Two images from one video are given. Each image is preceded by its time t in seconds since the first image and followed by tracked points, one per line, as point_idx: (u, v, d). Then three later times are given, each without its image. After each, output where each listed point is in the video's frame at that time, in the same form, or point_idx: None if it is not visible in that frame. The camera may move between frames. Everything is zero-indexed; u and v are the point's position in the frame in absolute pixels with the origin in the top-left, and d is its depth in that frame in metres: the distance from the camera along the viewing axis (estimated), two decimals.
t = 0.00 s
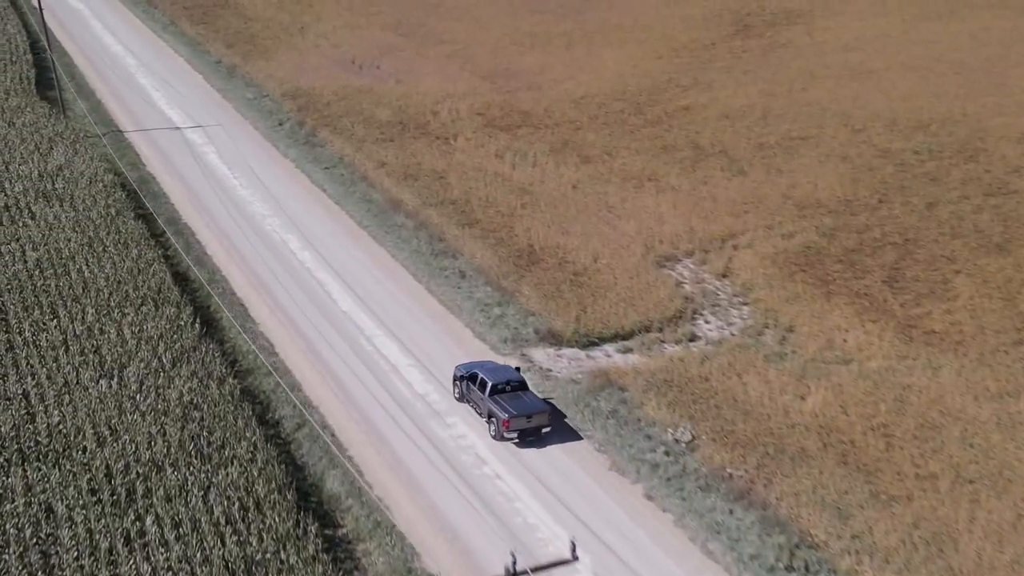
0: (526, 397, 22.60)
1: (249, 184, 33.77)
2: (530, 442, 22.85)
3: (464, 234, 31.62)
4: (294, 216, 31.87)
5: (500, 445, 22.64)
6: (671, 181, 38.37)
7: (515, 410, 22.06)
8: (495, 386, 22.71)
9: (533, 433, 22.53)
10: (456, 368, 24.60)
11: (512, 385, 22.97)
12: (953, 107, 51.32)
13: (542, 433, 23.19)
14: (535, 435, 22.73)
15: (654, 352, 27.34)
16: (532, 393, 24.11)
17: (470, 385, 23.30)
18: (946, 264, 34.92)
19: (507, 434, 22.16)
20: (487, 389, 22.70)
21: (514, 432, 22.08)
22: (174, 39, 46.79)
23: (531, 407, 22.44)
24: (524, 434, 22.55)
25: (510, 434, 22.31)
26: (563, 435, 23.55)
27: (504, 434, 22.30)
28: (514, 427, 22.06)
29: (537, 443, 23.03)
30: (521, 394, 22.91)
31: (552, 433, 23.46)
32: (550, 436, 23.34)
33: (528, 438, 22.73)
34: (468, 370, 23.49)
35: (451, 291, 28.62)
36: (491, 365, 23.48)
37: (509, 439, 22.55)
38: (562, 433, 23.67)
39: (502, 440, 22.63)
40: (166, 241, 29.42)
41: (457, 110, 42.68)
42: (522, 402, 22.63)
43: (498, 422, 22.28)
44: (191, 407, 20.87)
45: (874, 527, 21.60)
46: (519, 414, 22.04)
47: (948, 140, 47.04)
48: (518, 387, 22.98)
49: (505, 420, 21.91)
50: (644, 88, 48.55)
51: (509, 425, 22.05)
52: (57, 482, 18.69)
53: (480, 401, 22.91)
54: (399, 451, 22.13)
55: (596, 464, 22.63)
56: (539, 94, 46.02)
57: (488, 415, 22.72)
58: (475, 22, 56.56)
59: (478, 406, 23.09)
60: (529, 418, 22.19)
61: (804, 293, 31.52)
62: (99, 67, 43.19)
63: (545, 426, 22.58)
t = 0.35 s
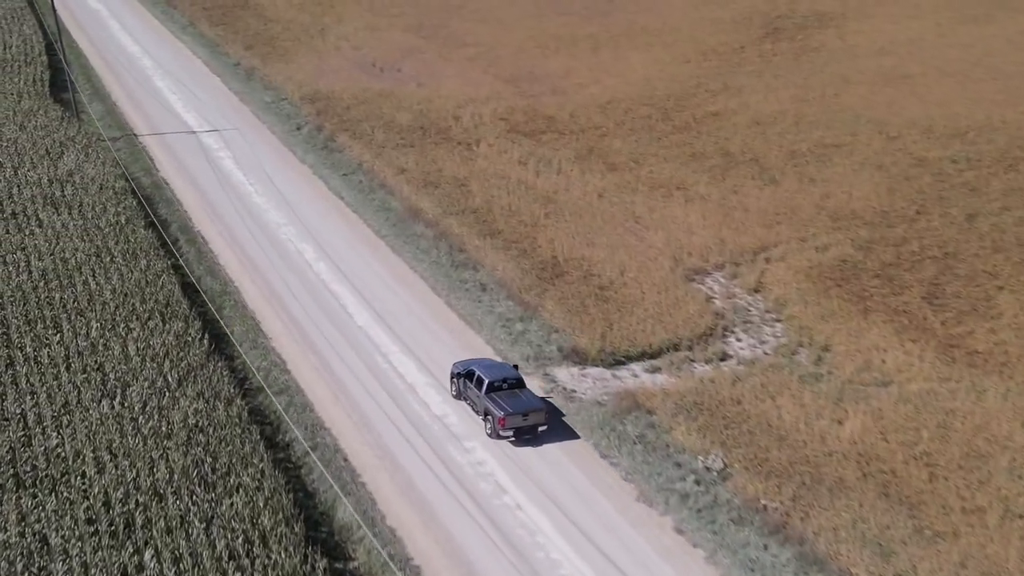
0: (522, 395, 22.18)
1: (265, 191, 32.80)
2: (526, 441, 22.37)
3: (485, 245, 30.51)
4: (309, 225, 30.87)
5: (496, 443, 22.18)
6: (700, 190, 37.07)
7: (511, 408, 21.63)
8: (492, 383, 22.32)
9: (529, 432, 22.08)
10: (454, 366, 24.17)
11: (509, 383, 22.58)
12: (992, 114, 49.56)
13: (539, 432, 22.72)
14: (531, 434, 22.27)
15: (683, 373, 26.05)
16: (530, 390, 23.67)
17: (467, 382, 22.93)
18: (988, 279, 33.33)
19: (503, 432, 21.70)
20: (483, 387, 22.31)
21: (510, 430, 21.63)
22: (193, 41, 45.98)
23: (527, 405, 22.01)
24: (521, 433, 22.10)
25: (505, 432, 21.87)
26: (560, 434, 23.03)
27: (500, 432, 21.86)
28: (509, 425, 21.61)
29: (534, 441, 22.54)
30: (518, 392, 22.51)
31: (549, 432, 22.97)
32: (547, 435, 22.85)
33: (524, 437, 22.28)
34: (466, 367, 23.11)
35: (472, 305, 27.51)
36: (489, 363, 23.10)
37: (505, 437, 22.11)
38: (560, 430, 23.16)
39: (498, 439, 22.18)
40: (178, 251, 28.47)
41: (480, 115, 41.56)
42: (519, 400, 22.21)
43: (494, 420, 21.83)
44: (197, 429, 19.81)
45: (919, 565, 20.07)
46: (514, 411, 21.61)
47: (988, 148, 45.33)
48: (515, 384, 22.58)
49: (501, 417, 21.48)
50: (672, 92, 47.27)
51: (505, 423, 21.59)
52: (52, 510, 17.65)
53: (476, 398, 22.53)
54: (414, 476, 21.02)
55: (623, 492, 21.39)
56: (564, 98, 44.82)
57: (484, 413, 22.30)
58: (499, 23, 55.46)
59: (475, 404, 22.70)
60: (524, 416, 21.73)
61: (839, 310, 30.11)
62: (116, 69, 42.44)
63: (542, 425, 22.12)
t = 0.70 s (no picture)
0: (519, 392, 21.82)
1: (278, 197, 31.92)
2: (523, 438, 22.04)
3: (505, 256, 29.48)
4: (324, 233, 29.97)
5: (492, 440, 21.87)
6: (727, 199, 35.88)
7: (507, 406, 21.27)
8: (489, 380, 21.93)
9: (526, 430, 21.74)
10: (453, 362, 23.84)
11: (506, 380, 22.19)
12: None
13: (537, 429, 22.41)
14: (528, 431, 21.95)
15: (711, 393, 24.88)
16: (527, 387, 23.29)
17: (464, 379, 22.60)
18: None
19: (499, 430, 21.38)
20: (480, 384, 21.93)
21: (506, 428, 21.29)
22: (210, 42, 45.19)
23: (524, 403, 21.64)
24: (517, 431, 21.76)
25: (502, 430, 21.54)
26: (558, 430, 22.71)
27: (496, 430, 21.52)
28: (505, 423, 21.25)
29: (531, 439, 22.22)
30: (515, 389, 22.12)
31: (546, 430, 22.63)
32: (544, 433, 22.49)
33: (521, 434, 21.97)
34: (463, 364, 22.75)
35: (491, 319, 26.47)
36: (486, 360, 22.72)
37: (501, 434, 21.80)
38: (557, 427, 22.83)
39: (495, 436, 21.88)
40: (187, 260, 27.60)
41: (500, 120, 40.52)
42: (516, 397, 21.85)
43: (490, 418, 21.48)
44: (200, 452, 18.87)
45: None
46: (510, 410, 21.25)
47: None
48: (512, 381, 22.20)
49: (496, 415, 21.13)
50: (698, 97, 46.07)
51: (501, 421, 21.25)
52: (46, 539, 16.68)
53: (473, 396, 22.18)
54: (427, 502, 19.99)
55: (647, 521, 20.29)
56: (586, 102, 43.71)
57: (481, 410, 21.96)
58: (521, 25, 54.41)
59: (472, 401, 22.35)
60: (521, 414, 21.36)
61: (873, 327, 28.81)
62: (130, 70, 41.72)
63: (539, 423, 21.77)
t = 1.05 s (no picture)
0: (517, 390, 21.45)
1: (293, 205, 30.92)
2: (521, 437, 21.67)
3: (527, 269, 28.31)
4: (339, 243, 28.93)
5: (489, 438, 21.48)
6: (757, 209, 34.56)
7: (504, 403, 20.89)
8: (486, 378, 21.55)
9: (523, 428, 21.36)
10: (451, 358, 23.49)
11: (504, 378, 21.81)
12: None
13: (535, 428, 22.01)
14: (525, 429, 21.57)
15: (742, 417, 23.61)
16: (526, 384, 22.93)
17: (462, 377, 22.24)
18: None
19: (496, 428, 21.00)
20: (477, 381, 21.54)
21: (503, 426, 20.91)
22: (227, 43, 44.29)
23: (521, 401, 21.26)
24: (515, 429, 21.40)
25: (498, 428, 21.17)
26: (557, 429, 22.29)
27: (492, 428, 21.15)
28: (502, 421, 20.88)
29: (529, 437, 21.82)
30: (513, 387, 21.76)
31: (545, 428, 22.24)
32: (542, 431, 22.09)
33: (518, 432, 21.58)
34: (461, 362, 22.37)
35: (511, 336, 25.31)
36: (485, 357, 22.34)
37: (498, 433, 21.41)
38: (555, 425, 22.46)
39: (491, 434, 21.49)
40: (197, 271, 26.61)
41: (523, 125, 39.37)
42: (514, 395, 21.47)
43: (487, 415, 21.10)
44: (202, 479, 17.81)
45: None
46: (507, 407, 20.86)
47: None
48: (510, 379, 21.83)
49: (493, 413, 20.76)
50: (726, 102, 44.74)
51: (497, 418, 20.88)
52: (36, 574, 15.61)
53: (471, 393, 21.79)
54: (442, 533, 18.85)
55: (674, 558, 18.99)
56: (611, 107, 42.48)
57: (477, 408, 21.59)
58: (545, 27, 53.25)
59: (469, 399, 21.99)
60: (518, 412, 20.99)
61: (912, 346, 27.35)
62: (145, 72, 40.89)
63: (536, 421, 21.39)
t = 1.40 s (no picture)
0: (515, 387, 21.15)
1: (306, 213, 30.00)
2: (518, 434, 21.42)
3: (547, 281, 27.25)
4: (352, 253, 27.97)
5: (486, 436, 21.20)
6: (786, 220, 33.35)
7: (502, 401, 20.60)
8: (484, 375, 21.24)
9: (520, 426, 21.08)
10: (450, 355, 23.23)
11: (503, 375, 21.50)
12: None
13: (532, 425, 21.72)
14: (523, 428, 21.28)
15: (773, 441, 22.44)
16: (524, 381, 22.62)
17: (460, 374, 21.90)
18: None
19: (493, 426, 20.73)
20: (475, 379, 21.22)
21: (500, 424, 20.65)
22: (243, 46, 43.50)
23: (519, 399, 20.96)
24: (512, 427, 21.10)
25: (495, 426, 20.89)
26: (555, 427, 22.00)
27: (489, 426, 20.88)
28: (499, 419, 20.63)
29: (526, 435, 21.54)
30: (512, 384, 21.44)
31: (541, 425, 21.98)
32: (539, 428, 21.83)
33: (516, 431, 21.30)
34: (460, 359, 22.03)
35: (531, 355, 24.27)
36: (484, 354, 22.01)
37: (494, 431, 21.13)
38: (553, 423, 22.15)
39: (488, 432, 21.21)
40: (205, 282, 25.72)
41: (543, 131, 38.33)
42: (512, 393, 21.17)
43: (484, 413, 20.81)
44: (203, 508, 16.83)
45: None
46: (505, 405, 20.58)
47: None
48: (508, 376, 21.52)
49: (491, 411, 20.48)
50: (752, 109, 43.54)
51: (495, 416, 20.60)
52: None
53: (468, 391, 21.48)
54: (455, 566, 17.78)
55: None
56: (634, 113, 41.35)
57: (474, 405, 21.32)
58: (567, 30, 52.21)
59: (467, 396, 21.68)
60: (516, 410, 20.71)
61: (951, 366, 25.99)
62: (158, 75, 40.15)
63: (534, 419, 21.09)
